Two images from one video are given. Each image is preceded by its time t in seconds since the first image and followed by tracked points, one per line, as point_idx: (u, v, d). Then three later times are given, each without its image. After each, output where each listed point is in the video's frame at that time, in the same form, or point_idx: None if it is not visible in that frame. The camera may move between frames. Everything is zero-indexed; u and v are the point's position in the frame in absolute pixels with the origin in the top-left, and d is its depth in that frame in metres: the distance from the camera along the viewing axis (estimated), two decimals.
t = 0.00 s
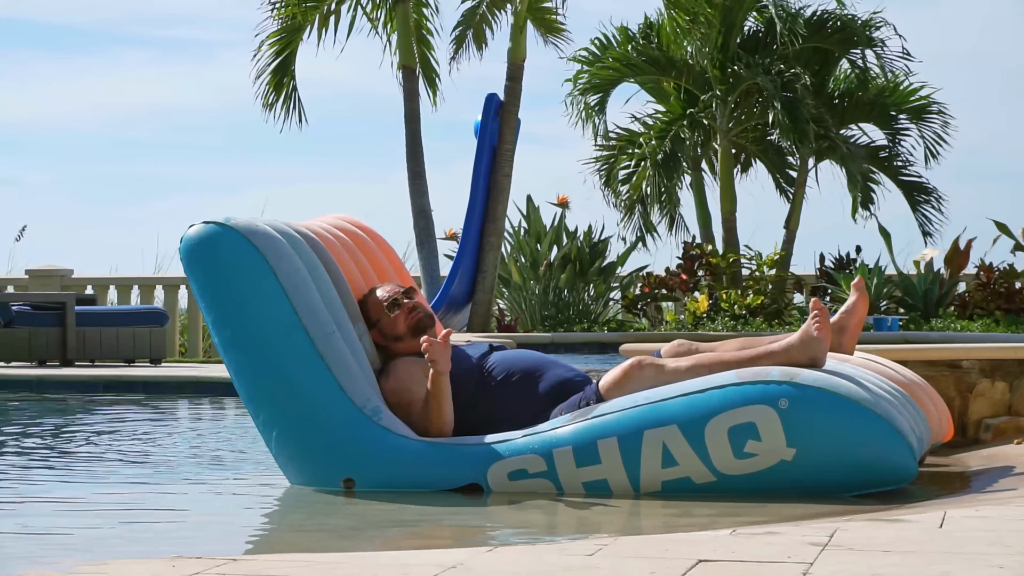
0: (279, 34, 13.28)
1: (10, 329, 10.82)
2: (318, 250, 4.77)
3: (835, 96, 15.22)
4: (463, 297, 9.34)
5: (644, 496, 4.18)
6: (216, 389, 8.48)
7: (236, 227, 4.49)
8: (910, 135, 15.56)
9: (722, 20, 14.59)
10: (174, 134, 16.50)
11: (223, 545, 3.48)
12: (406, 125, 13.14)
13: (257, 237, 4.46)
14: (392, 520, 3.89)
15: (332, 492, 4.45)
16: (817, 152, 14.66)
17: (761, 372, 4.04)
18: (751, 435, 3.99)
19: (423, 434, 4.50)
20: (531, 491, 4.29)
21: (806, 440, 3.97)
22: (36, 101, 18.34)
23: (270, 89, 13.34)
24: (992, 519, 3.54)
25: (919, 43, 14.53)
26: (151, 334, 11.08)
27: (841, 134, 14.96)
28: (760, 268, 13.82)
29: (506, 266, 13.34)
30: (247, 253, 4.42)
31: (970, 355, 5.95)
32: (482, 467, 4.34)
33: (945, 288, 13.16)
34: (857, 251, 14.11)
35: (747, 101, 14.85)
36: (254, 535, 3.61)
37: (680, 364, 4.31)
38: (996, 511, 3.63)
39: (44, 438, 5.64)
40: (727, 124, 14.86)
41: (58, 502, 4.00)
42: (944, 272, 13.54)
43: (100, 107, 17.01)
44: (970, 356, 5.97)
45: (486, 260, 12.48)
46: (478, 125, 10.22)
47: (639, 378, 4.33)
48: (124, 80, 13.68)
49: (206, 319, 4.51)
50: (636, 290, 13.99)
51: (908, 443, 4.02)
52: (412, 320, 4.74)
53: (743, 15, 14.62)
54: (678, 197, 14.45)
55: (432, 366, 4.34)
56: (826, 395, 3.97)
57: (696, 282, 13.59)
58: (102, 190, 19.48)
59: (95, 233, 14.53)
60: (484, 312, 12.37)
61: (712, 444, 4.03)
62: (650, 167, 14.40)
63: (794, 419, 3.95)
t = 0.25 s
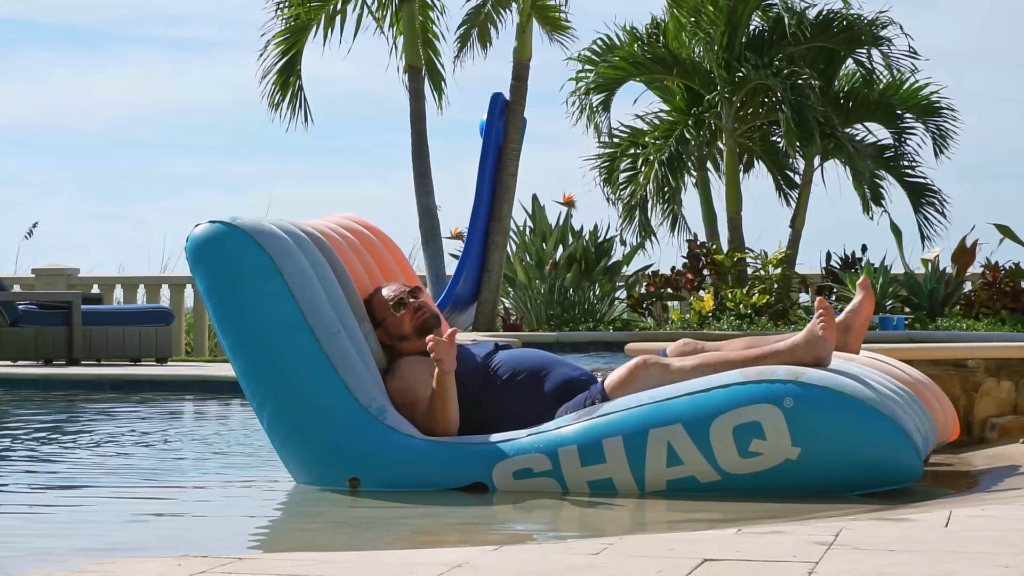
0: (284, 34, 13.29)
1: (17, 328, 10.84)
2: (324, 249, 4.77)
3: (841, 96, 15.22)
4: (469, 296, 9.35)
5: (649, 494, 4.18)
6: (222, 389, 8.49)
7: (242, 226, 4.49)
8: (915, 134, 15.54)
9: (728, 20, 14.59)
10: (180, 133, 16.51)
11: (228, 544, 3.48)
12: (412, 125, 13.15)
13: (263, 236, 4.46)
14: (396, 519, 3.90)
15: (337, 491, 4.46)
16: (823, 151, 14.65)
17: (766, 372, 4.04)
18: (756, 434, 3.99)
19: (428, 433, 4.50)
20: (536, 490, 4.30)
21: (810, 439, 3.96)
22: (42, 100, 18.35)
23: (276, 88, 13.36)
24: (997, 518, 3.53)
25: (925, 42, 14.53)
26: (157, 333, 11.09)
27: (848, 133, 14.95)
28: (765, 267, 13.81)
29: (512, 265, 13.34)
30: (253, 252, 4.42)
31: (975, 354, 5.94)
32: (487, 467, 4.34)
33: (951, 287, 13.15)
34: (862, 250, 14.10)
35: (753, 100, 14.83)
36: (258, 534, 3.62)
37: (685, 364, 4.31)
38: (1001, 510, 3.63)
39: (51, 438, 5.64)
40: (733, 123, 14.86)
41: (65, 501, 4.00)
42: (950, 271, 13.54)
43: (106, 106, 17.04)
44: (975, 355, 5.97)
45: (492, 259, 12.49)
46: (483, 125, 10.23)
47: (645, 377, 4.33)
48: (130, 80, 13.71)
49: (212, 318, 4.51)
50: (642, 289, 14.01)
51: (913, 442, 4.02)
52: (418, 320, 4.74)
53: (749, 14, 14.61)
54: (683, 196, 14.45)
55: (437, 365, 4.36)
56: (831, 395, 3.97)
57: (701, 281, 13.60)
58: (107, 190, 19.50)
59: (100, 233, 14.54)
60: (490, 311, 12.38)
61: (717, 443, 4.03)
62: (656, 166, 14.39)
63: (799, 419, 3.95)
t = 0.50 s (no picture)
0: (288, 34, 13.28)
1: (21, 328, 10.84)
2: (328, 250, 4.77)
3: (845, 97, 15.21)
4: (473, 297, 9.35)
5: (653, 495, 4.18)
6: (227, 389, 8.49)
7: (246, 226, 4.50)
8: (919, 135, 15.53)
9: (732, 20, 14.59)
10: (183, 133, 16.52)
11: (233, 544, 3.48)
12: (416, 125, 13.15)
13: (267, 236, 4.46)
14: (401, 519, 3.90)
15: (341, 492, 4.46)
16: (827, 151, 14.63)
17: (770, 372, 4.04)
18: (760, 434, 3.99)
19: (432, 434, 4.50)
20: (540, 490, 4.30)
21: (814, 440, 3.96)
22: (45, 100, 18.38)
23: (279, 88, 13.36)
24: (1002, 519, 3.53)
25: (930, 42, 14.52)
26: (161, 334, 11.09)
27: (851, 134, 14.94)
28: (770, 268, 13.80)
29: (516, 266, 13.34)
30: (257, 252, 4.42)
31: (980, 355, 5.94)
32: (491, 467, 4.34)
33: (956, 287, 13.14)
34: (867, 251, 14.09)
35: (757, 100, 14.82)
36: (262, 535, 3.62)
37: (689, 364, 4.31)
38: (1006, 510, 3.62)
39: (56, 438, 5.65)
40: (738, 123, 14.86)
41: (69, 501, 4.01)
42: (955, 271, 13.54)
43: (110, 106, 17.05)
44: (979, 355, 5.96)
45: (495, 259, 12.49)
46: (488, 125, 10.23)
47: (649, 378, 4.34)
48: (133, 80, 13.73)
49: (217, 319, 4.52)
50: (646, 290, 14.02)
51: (916, 442, 4.02)
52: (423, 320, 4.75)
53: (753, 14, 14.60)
54: (688, 197, 14.45)
55: (442, 365, 4.36)
56: (835, 395, 3.96)
57: (706, 282, 13.60)
58: (111, 190, 19.51)
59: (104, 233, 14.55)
60: (494, 311, 12.38)
61: (721, 444, 4.03)
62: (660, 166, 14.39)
63: (803, 419, 3.95)
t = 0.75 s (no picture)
0: (291, 34, 13.27)
1: (25, 329, 10.85)
2: (331, 251, 4.77)
3: (848, 98, 15.21)
4: (477, 298, 9.35)
5: (656, 496, 4.18)
6: (230, 390, 8.50)
7: (248, 228, 4.49)
8: (923, 136, 15.54)
9: (736, 20, 14.60)
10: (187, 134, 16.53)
11: (237, 545, 3.48)
12: (420, 126, 13.15)
13: (269, 238, 4.46)
14: (404, 520, 3.90)
15: (344, 493, 4.46)
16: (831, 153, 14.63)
17: (773, 373, 4.04)
18: (763, 435, 3.99)
19: (435, 435, 4.50)
20: (543, 491, 4.29)
21: (817, 441, 3.96)
22: (49, 101, 18.39)
23: (283, 89, 13.36)
24: (1006, 519, 3.52)
25: (934, 43, 14.50)
26: (165, 335, 11.09)
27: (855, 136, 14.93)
28: (773, 268, 13.79)
29: (519, 266, 13.34)
30: (259, 253, 4.42)
31: (984, 355, 5.93)
32: (494, 469, 4.34)
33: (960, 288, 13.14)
34: (871, 251, 14.08)
35: (761, 100, 14.83)
36: (267, 535, 3.61)
37: (692, 365, 4.31)
38: (1010, 511, 3.62)
39: (60, 439, 5.65)
40: (741, 124, 14.85)
41: (73, 502, 4.00)
42: (959, 272, 13.54)
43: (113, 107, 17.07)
44: (983, 356, 5.96)
45: (499, 260, 12.49)
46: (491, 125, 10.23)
47: (652, 379, 4.33)
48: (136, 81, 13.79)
49: (219, 321, 4.51)
50: (650, 290, 14.03)
51: (919, 444, 4.02)
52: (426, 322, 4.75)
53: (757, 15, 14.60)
54: (691, 197, 14.44)
55: (445, 366, 4.35)
56: (838, 396, 3.96)
57: (709, 283, 13.59)
58: (114, 191, 19.51)
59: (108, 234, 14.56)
60: (497, 312, 12.38)
61: (723, 445, 4.03)
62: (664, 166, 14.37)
63: (806, 420, 3.94)
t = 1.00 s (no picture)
0: (293, 35, 13.27)
1: (27, 329, 10.86)
2: (331, 253, 4.78)
3: (850, 99, 15.21)
4: (479, 298, 9.36)
5: (657, 497, 4.18)
6: (232, 390, 8.50)
7: (248, 229, 4.50)
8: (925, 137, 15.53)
9: (738, 21, 14.59)
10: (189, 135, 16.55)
11: (239, 545, 3.48)
12: (422, 127, 13.15)
13: (269, 239, 4.47)
14: (406, 521, 3.90)
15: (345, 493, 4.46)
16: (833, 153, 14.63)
17: (774, 374, 4.04)
18: (764, 436, 3.99)
19: (436, 437, 4.50)
20: (544, 492, 4.30)
21: (818, 442, 3.96)
22: (51, 101, 18.40)
23: (285, 90, 13.36)
24: (1007, 520, 3.52)
25: (936, 43, 14.49)
26: (167, 335, 11.09)
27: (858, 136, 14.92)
28: (775, 269, 13.78)
29: (521, 267, 13.35)
30: (259, 255, 4.43)
31: (986, 356, 5.93)
32: (495, 469, 4.34)
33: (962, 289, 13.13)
34: (873, 252, 14.08)
35: (763, 100, 14.83)
36: (270, 536, 3.61)
37: (694, 366, 4.31)
38: (1012, 512, 3.61)
39: (62, 439, 5.65)
40: (743, 124, 14.85)
41: (76, 502, 4.01)
42: (961, 273, 13.52)
43: (116, 107, 17.09)
44: (985, 356, 5.96)
45: (501, 260, 12.49)
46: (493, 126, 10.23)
47: (653, 379, 4.33)
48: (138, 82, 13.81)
49: (219, 322, 4.52)
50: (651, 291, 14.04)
51: (920, 445, 4.02)
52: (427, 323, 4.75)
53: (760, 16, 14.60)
54: (693, 198, 14.43)
55: (446, 366, 4.36)
56: (839, 397, 3.96)
57: (711, 283, 13.59)
58: (116, 191, 19.52)
59: (110, 235, 14.56)
60: (499, 312, 12.38)
61: (724, 446, 4.03)
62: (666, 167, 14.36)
63: (807, 421, 3.94)
